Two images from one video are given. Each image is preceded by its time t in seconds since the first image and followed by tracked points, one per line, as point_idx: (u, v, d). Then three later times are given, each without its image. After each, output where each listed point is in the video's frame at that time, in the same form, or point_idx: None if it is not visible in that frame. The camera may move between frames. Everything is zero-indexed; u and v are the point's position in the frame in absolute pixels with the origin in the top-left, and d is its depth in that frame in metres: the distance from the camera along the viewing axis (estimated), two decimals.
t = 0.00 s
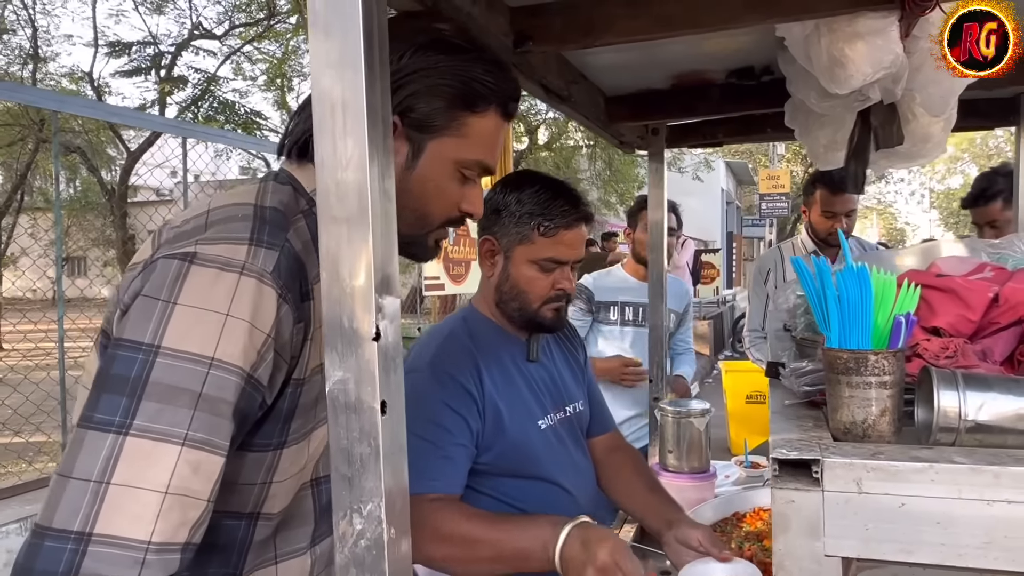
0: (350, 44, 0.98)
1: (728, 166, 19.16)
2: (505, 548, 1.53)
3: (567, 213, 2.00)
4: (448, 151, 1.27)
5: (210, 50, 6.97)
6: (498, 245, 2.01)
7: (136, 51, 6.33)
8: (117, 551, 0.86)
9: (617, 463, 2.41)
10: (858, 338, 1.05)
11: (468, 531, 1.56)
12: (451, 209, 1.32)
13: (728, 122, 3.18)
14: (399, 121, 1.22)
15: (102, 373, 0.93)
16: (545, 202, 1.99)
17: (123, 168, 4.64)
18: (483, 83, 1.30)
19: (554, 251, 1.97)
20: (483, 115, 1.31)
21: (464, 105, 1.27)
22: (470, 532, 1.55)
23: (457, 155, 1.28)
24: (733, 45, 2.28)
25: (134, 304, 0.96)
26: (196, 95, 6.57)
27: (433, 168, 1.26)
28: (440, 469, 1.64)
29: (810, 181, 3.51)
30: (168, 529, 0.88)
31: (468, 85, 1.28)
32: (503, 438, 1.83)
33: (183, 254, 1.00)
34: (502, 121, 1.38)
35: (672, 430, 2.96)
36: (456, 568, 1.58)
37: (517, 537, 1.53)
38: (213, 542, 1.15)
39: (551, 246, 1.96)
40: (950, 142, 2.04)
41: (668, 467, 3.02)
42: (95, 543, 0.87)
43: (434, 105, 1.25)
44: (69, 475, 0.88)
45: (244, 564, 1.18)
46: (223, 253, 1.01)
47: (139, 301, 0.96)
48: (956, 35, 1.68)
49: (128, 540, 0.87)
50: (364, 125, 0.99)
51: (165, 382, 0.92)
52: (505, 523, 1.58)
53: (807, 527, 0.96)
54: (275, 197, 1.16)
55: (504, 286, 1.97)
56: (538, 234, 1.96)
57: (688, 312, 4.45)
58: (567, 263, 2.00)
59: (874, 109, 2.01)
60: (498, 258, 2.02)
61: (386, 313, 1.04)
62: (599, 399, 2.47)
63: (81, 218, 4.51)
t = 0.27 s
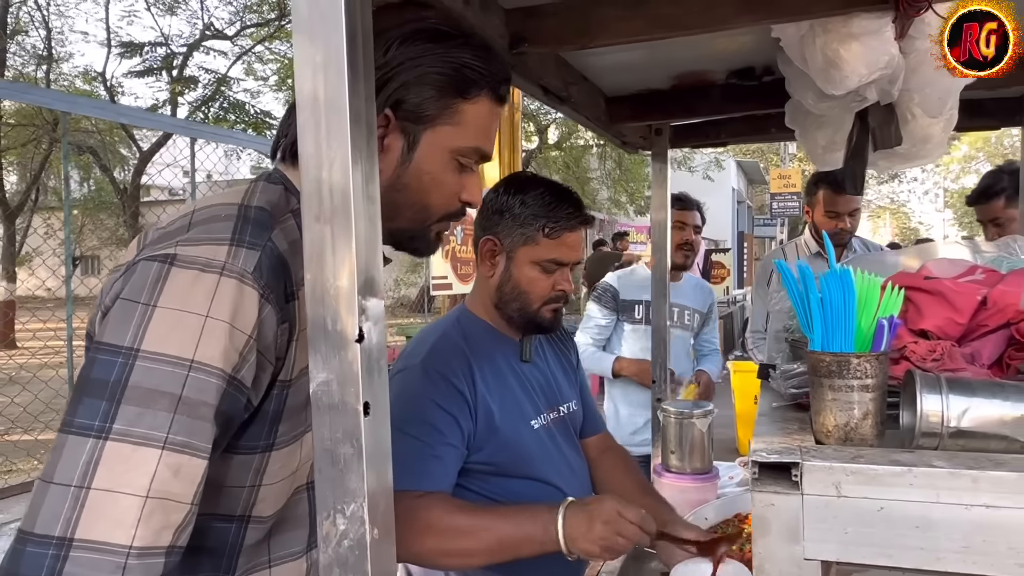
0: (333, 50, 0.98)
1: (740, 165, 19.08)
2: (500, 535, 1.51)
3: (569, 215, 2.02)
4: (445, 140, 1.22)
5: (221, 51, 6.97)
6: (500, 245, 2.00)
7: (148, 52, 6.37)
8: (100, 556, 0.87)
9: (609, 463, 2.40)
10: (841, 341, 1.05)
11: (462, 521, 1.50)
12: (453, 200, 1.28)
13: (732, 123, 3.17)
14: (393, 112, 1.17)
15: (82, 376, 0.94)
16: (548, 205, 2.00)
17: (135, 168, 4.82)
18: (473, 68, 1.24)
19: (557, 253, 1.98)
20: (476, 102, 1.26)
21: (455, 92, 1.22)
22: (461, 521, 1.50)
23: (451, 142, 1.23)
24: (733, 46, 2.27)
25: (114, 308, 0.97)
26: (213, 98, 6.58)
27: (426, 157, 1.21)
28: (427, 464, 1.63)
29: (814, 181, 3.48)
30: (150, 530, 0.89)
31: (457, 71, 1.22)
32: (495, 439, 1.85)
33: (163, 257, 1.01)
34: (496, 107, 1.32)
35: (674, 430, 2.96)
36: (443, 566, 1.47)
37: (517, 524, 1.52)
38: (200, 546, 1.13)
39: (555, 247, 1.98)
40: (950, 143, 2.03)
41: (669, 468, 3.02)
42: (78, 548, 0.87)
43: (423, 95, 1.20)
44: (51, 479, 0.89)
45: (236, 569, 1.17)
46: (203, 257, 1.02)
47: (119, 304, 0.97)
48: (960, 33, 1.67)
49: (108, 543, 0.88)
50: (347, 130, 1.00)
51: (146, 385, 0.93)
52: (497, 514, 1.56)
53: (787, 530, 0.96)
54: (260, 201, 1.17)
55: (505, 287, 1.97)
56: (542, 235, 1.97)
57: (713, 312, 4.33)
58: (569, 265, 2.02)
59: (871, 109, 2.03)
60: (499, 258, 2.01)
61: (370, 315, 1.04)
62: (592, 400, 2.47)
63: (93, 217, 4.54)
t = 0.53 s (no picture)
0: (320, 59, 0.99)
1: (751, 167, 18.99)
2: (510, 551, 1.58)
3: (570, 223, 2.01)
4: (375, 109, 1.20)
5: (233, 54, 7.04)
6: (501, 251, 1.99)
7: (160, 55, 6.29)
8: (84, 527, 0.90)
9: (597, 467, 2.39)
10: (826, 351, 1.05)
11: (468, 533, 1.57)
12: (393, 172, 1.21)
13: (735, 127, 3.16)
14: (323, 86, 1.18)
15: (54, 363, 0.95)
16: (548, 213, 2.00)
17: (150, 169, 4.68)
18: (404, 38, 1.24)
19: (557, 261, 1.98)
20: (415, 72, 1.23)
21: (387, 63, 1.21)
22: (472, 534, 1.57)
23: (387, 112, 1.20)
24: (732, 51, 2.27)
25: (81, 294, 0.99)
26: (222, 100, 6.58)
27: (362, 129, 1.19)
28: (431, 471, 1.63)
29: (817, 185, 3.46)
30: (125, 502, 0.92)
31: (389, 43, 1.22)
32: (496, 441, 1.84)
33: (127, 244, 1.03)
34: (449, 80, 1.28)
35: (676, 434, 2.93)
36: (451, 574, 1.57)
37: (528, 539, 1.59)
38: (186, 538, 1.13)
39: (554, 255, 1.98)
40: (949, 148, 2.02)
41: (673, 472, 2.94)
42: (60, 522, 0.90)
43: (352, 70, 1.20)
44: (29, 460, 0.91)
45: (221, 564, 1.16)
46: (166, 239, 1.04)
47: (87, 291, 1.00)
48: (952, 33, 1.59)
49: (87, 515, 0.90)
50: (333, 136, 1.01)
51: (114, 364, 0.95)
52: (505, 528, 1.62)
53: (769, 541, 0.96)
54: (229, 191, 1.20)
55: (506, 294, 1.96)
56: (543, 243, 1.96)
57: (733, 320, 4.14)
58: (569, 272, 2.01)
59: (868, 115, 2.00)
60: (500, 265, 2.00)
61: (357, 323, 1.05)
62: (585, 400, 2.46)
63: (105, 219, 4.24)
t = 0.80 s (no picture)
0: (310, 62, 0.99)
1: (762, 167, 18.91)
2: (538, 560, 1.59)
3: (574, 227, 1.99)
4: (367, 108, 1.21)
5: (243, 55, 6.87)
6: (504, 255, 1.97)
7: (170, 57, 6.33)
8: (63, 513, 0.91)
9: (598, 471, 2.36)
10: (818, 354, 1.04)
11: (498, 545, 1.57)
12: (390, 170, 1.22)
13: (740, 128, 3.15)
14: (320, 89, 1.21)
15: (39, 355, 0.96)
16: (552, 216, 1.98)
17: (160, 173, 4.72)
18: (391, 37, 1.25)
19: (559, 264, 1.96)
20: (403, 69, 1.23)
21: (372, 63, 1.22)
22: (498, 543, 1.57)
23: (375, 111, 1.20)
24: (735, 52, 2.26)
25: (64, 288, 1.00)
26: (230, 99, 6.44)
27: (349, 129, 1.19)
28: (457, 478, 1.61)
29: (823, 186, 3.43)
30: (103, 489, 0.92)
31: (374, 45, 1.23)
32: (511, 443, 1.82)
33: (110, 239, 1.05)
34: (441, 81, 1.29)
35: (682, 436, 2.91)
36: None
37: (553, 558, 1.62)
38: (176, 532, 1.14)
39: (557, 259, 1.95)
40: (954, 149, 2.00)
41: (677, 473, 2.86)
42: (42, 507, 0.90)
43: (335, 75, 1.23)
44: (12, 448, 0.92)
45: (209, 559, 1.16)
46: (146, 235, 1.06)
47: (70, 285, 1.01)
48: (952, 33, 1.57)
49: (68, 500, 0.91)
50: (322, 139, 1.00)
51: (94, 353, 0.95)
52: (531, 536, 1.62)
53: (759, 545, 0.96)
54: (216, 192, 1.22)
55: (509, 297, 1.95)
56: (546, 246, 1.94)
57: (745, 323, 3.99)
58: (572, 275, 1.99)
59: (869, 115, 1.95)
60: (503, 269, 1.98)
61: (348, 326, 1.05)
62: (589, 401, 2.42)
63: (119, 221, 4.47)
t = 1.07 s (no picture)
0: (311, 64, 1.00)
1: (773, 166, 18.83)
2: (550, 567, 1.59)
3: (585, 227, 1.97)
4: (424, 132, 1.25)
5: (254, 56, 6.85)
6: (514, 257, 1.95)
7: (182, 58, 6.44)
8: (75, 523, 0.92)
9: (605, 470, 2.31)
10: (819, 355, 1.04)
11: (511, 551, 1.57)
12: (438, 188, 1.27)
13: (747, 127, 3.14)
14: (373, 110, 1.21)
15: (58, 363, 0.97)
16: (563, 217, 1.96)
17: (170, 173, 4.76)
18: (445, 64, 1.32)
19: (570, 265, 1.94)
20: (451, 97, 1.31)
21: (430, 85, 1.27)
22: (510, 549, 1.57)
23: (432, 134, 1.26)
24: (741, 52, 2.26)
25: (83, 297, 1.01)
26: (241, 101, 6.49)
27: (410, 148, 1.23)
28: (470, 483, 1.61)
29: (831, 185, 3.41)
30: (118, 501, 0.93)
31: (429, 68, 1.29)
32: (522, 446, 1.82)
33: (130, 249, 1.05)
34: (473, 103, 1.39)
35: (689, 436, 2.89)
36: None
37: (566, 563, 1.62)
38: (190, 534, 1.15)
39: (569, 260, 1.93)
40: (961, 148, 1.98)
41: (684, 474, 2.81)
42: (55, 517, 0.91)
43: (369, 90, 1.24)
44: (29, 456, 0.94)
45: (222, 561, 1.16)
46: (166, 245, 1.06)
47: (89, 294, 1.01)
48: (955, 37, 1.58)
49: (81, 511, 0.92)
50: (323, 147, 1.01)
51: (112, 365, 0.96)
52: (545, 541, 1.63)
53: (758, 546, 0.95)
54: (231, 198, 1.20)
55: (520, 298, 1.93)
56: (557, 247, 1.92)
57: (756, 323, 3.96)
58: (583, 276, 1.97)
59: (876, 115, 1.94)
60: (514, 270, 1.96)
61: (349, 326, 1.06)
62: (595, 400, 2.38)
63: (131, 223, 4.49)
